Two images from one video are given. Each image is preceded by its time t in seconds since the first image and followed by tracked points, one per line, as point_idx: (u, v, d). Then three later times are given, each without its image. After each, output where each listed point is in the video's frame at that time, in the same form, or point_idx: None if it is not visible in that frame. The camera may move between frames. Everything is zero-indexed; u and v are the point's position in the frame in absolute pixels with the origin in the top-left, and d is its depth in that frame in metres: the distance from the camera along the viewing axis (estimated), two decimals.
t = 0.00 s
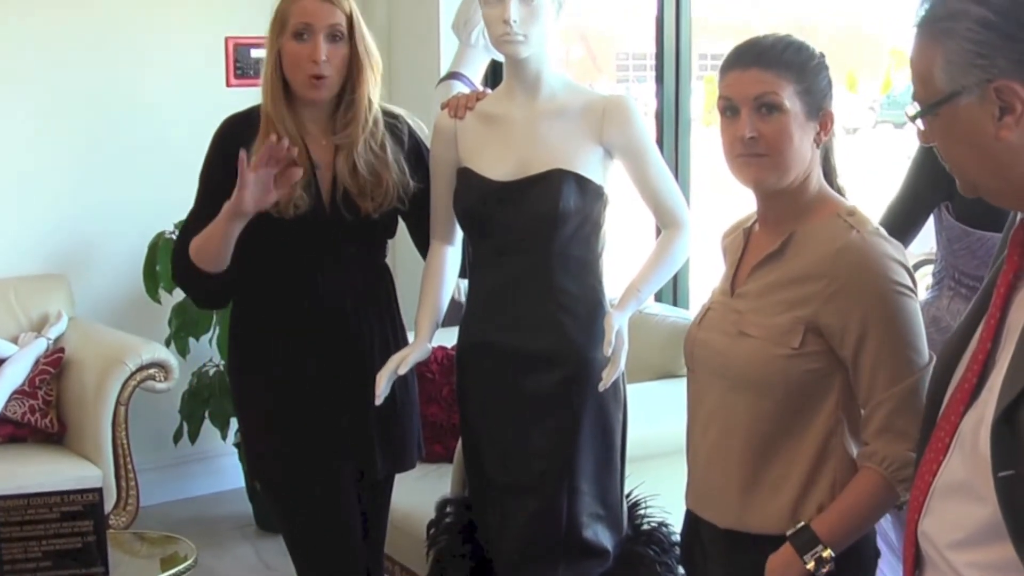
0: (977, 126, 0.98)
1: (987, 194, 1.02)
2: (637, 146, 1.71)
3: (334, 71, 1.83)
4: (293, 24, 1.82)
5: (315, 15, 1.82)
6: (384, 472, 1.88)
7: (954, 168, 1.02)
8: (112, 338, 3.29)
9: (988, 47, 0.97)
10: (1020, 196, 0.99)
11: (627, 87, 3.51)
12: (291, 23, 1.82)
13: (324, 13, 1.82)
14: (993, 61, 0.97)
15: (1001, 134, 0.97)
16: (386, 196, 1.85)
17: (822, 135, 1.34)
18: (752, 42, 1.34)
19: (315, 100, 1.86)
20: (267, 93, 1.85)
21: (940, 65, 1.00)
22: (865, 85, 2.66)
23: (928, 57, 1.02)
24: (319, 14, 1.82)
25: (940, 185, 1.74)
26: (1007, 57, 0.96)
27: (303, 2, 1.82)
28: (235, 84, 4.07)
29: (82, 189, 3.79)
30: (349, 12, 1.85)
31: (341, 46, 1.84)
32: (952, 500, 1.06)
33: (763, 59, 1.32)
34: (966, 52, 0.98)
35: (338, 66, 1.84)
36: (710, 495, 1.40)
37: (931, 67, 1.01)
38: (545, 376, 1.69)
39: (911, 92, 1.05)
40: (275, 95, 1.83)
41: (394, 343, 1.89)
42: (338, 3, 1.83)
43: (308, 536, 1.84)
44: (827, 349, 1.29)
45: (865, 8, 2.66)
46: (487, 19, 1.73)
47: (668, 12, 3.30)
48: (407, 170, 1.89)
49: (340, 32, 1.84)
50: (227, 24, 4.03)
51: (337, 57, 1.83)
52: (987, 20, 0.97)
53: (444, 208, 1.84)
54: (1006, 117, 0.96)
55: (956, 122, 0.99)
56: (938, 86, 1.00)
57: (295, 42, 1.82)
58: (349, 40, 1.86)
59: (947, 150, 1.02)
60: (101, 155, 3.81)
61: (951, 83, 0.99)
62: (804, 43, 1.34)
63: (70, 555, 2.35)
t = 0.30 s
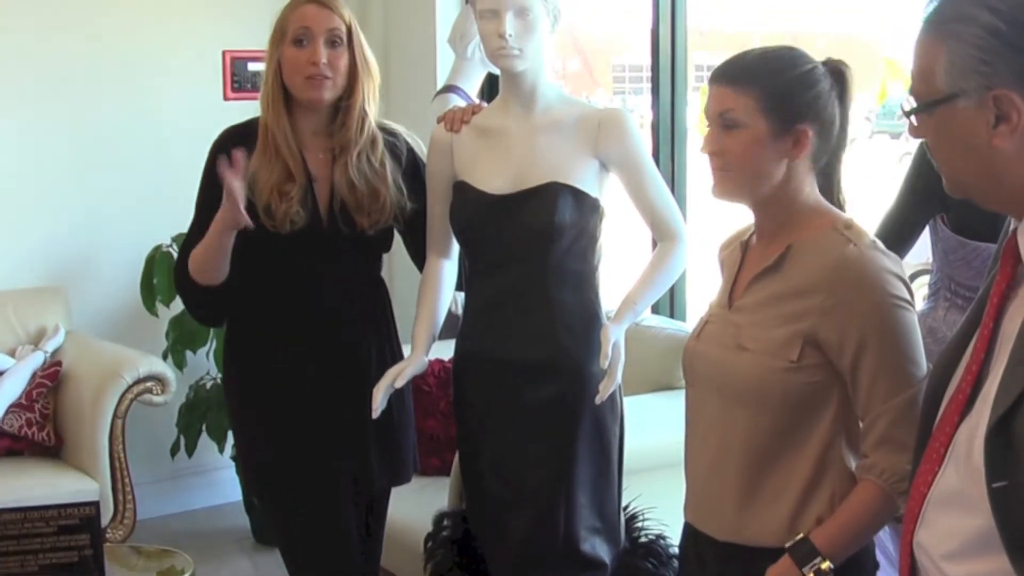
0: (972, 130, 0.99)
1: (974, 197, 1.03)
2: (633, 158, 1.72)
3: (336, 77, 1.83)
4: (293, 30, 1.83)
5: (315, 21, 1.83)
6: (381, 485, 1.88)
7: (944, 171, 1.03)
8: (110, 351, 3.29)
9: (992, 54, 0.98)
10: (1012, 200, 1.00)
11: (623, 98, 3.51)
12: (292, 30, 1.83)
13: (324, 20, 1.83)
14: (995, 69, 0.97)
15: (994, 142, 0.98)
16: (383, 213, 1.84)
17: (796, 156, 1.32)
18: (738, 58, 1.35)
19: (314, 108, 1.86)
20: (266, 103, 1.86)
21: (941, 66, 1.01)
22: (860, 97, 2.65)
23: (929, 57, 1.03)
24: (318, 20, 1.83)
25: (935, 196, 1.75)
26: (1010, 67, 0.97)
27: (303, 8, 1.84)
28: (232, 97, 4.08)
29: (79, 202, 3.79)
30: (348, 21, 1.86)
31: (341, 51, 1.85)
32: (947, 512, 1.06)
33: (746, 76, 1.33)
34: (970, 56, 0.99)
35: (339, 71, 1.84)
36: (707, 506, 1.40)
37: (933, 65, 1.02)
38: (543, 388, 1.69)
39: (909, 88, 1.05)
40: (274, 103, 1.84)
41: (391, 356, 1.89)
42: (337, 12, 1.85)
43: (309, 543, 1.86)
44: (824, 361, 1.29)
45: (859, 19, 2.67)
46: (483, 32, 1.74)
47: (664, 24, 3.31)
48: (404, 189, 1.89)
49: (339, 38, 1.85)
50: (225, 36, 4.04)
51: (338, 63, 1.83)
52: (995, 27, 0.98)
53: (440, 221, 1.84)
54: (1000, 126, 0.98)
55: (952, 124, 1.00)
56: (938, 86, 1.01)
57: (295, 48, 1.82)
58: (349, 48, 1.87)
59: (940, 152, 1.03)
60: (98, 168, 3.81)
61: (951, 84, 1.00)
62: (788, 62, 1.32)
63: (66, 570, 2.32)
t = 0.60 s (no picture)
0: (970, 135, 1.00)
1: (968, 203, 1.04)
2: (628, 172, 1.72)
3: (331, 91, 1.84)
4: (288, 46, 1.85)
5: (311, 37, 1.85)
6: (377, 500, 1.87)
7: (939, 174, 1.04)
8: (107, 365, 3.29)
9: (995, 62, 0.98)
10: (1008, 206, 1.02)
11: (620, 112, 3.52)
12: (287, 45, 1.85)
13: (320, 35, 1.85)
14: (997, 76, 0.98)
15: (991, 150, 0.99)
16: (378, 227, 1.84)
17: (756, 172, 1.33)
18: (735, 70, 1.36)
19: (309, 121, 1.86)
20: (260, 116, 1.86)
21: (944, 70, 1.02)
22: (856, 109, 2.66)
23: (932, 59, 1.04)
24: (314, 35, 1.85)
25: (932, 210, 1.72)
26: (1012, 76, 0.98)
27: (299, 24, 1.85)
28: (228, 111, 4.08)
29: (76, 215, 3.79)
30: (345, 37, 1.88)
31: (337, 66, 1.86)
32: (942, 523, 1.07)
33: (733, 92, 1.34)
34: (973, 65, 0.99)
35: (334, 86, 1.85)
36: (703, 520, 1.40)
37: (935, 68, 1.03)
38: (540, 402, 1.69)
39: (910, 90, 1.06)
40: (269, 117, 1.85)
41: (388, 371, 1.88)
42: (333, 27, 1.86)
43: (305, 556, 1.86)
44: (818, 377, 1.29)
45: (855, 33, 2.69)
46: (480, 46, 1.74)
47: (659, 37, 3.32)
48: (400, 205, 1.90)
49: (335, 53, 1.86)
50: (222, 50, 4.05)
51: (333, 78, 1.84)
52: (999, 35, 0.99)
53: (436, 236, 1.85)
54: (998, 134, 0.99)
55: (951, 128, 1.02)
56: (939, 90, 1.02)
57: (289, 63, 1.84)
58: (345, 63, 1.88)
59: (938, 157, 1.04)
60: (96, 181, 3.81)
61: (953, 89, 1.01)
62: (773, 74, 1.32)
63: None
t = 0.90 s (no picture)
0: (964, 149, 1.01)
1: (964, 216, 1.05)
2: (624, 186, 1.72)
3: (324, 108, 1.85)
4: (281, 65, 1.86)
5: (303, 56, 1.87)
6: (374, 514, 1.87)
7: (934, 187, 1.04)
8: (102, 379, 3.28)
9: (990, 76, 0.99)
10: (1002, 217, 1.02)
11: (616, 124, 3.52)
12: (280, 64, 1.87)
13: (312, 54, 1.86)
14: (991, 90, 0.99)
15: (986, 163, 1.00)
16: (373, 238, 1.84)
17: (748, 187, 1.33)
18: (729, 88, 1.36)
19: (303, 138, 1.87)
20: (254, 134, 1.87)
21: (940, 83, 1.02)
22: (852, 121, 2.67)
23: (927, 71, 1.04)
24: (306, 54, 1.86)
25: (926, 221, 1.73)
26: (1006, 89, 0.98)
27: (291, 43, 1.87)
28: (225, 125, 4.11)
29: (73, 229, 3.78)
30: (337, 54, 1.89)
31: (329, 83, 1.87)
32: (938, 535, 1.07)
33: (724, 109, 1.34)
34: (968, 78, 1.00)
35: (328, 103, 1.85)
36: (700, 533, 1.40)
37: (930, 81, 1.03)
38: (537, 415, 1.69)
39: (906, 103, 1.07)
40: (262, 135, 1.86)
41: (385, 385, 1.88)
42: (325, 45, 1.88)
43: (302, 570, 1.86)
44: (815, 391, 1.30)
45: (850, 43, 2.69)
46: (475, 61, 1.75)
47: (655, 49, 3.32)
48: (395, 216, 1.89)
49: (328, 71, 1.87)
50: (217, 65, 4.07)
51: (326, 95, 1.85)
52: (994, 49, 0.99)
53: (432, 251, 1.85)
54: (993, 147, 0.99)
55: (945, 142, 1.02)
56: (934, 103, 1.03)
57: (282, 81, 1.85)
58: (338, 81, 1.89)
59: (933, 171, 1.04)
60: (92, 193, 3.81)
61: (948, 103, 1.01)
62: (766, 89, 1.32)
63: None
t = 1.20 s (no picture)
0: (960, 159, 1.01)
1: (959, 228, 1.05)
2: (620, 198, 1.73)
3: (322, 123, 1.86)
4: (278, 79, 1.86)
5: (301, 71, 1.86)
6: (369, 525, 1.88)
7: (930, 197, 1.05)
8: (99, 392, 3.28)
9: (985, 89, 0.99)
10: (997, 230, 1.02)
11: (613, 135, 3.53)
12: (277, 78, 1.87)
13: (309, 68, 1.86)
14: (987, 102, 0.99)
15: (982, 174, 1.00)
16: (370, 251, 1.85)
17: (746, 204, 1.33)
18: (721, 104, 1.36)
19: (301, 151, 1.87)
20: (252, 147, 1.87)
21: (936, 93, 1.02)
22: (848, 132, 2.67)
23: (925, 81, 1.04)
24: (303, 69, 1.87)
25: (921, 234, 1.73)
26: (1001, 102, 0.98)
27: (289, 57, 1.87)
28: (222, 137, 4.11)
29: (71, 241, 3.78)
30: (334, 69, 1.89)
31: (326, 98, 1.88)
32: (933, 548, 1.07)
33: (719, 123, 1.35)
34: (964, 90, 1.00)
35: (325, 118, 1.86)
36: (699, 547, 1.40)
37: (928, 91, 1.03)
38: (533, 428, 1.69)
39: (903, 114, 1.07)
40: (260, 149, 1.86)
41: (380, 398, 1.88)
42: (322, 59, 1.88)
43: None
44: (813, 405, 1.30)
45: (845, 55, 2.70)
46: (471, 75, 1.75)
47: (651, 61, 3.33)
48: (391, 228, 1.90)
49: (325, 86, 1.88)
50: (214, 78, 4.08)
51: (324, 111, 1.86)
52: (991, 62, 0.99)
53: (428, 263, 1.85)
54: (988, 159, 0.99)
55: (941, 152, 1.02)
56: (931, 114, 1.03)
57: (280, 95, 1.85)
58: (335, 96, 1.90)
59: (929, 181, 1.04)
60: (90, 204, 3.81)
61: (944, 114, 1.01)
62: (761, 103, 1.32)
63: None
